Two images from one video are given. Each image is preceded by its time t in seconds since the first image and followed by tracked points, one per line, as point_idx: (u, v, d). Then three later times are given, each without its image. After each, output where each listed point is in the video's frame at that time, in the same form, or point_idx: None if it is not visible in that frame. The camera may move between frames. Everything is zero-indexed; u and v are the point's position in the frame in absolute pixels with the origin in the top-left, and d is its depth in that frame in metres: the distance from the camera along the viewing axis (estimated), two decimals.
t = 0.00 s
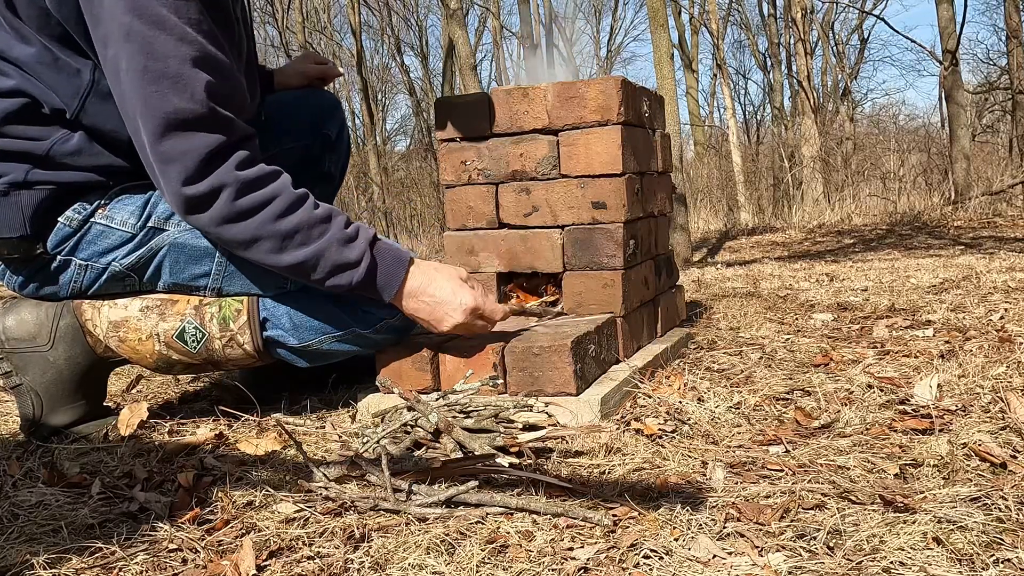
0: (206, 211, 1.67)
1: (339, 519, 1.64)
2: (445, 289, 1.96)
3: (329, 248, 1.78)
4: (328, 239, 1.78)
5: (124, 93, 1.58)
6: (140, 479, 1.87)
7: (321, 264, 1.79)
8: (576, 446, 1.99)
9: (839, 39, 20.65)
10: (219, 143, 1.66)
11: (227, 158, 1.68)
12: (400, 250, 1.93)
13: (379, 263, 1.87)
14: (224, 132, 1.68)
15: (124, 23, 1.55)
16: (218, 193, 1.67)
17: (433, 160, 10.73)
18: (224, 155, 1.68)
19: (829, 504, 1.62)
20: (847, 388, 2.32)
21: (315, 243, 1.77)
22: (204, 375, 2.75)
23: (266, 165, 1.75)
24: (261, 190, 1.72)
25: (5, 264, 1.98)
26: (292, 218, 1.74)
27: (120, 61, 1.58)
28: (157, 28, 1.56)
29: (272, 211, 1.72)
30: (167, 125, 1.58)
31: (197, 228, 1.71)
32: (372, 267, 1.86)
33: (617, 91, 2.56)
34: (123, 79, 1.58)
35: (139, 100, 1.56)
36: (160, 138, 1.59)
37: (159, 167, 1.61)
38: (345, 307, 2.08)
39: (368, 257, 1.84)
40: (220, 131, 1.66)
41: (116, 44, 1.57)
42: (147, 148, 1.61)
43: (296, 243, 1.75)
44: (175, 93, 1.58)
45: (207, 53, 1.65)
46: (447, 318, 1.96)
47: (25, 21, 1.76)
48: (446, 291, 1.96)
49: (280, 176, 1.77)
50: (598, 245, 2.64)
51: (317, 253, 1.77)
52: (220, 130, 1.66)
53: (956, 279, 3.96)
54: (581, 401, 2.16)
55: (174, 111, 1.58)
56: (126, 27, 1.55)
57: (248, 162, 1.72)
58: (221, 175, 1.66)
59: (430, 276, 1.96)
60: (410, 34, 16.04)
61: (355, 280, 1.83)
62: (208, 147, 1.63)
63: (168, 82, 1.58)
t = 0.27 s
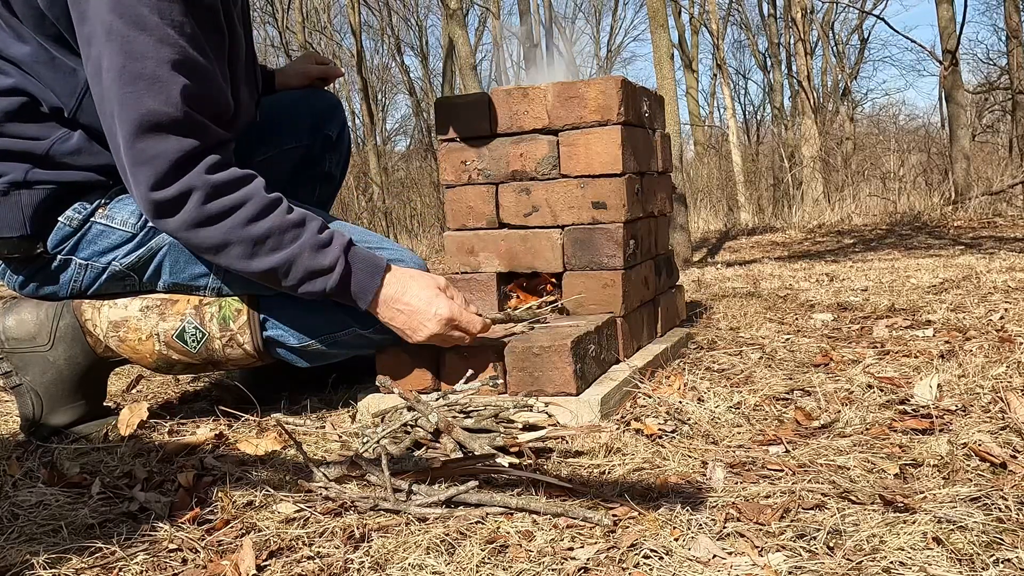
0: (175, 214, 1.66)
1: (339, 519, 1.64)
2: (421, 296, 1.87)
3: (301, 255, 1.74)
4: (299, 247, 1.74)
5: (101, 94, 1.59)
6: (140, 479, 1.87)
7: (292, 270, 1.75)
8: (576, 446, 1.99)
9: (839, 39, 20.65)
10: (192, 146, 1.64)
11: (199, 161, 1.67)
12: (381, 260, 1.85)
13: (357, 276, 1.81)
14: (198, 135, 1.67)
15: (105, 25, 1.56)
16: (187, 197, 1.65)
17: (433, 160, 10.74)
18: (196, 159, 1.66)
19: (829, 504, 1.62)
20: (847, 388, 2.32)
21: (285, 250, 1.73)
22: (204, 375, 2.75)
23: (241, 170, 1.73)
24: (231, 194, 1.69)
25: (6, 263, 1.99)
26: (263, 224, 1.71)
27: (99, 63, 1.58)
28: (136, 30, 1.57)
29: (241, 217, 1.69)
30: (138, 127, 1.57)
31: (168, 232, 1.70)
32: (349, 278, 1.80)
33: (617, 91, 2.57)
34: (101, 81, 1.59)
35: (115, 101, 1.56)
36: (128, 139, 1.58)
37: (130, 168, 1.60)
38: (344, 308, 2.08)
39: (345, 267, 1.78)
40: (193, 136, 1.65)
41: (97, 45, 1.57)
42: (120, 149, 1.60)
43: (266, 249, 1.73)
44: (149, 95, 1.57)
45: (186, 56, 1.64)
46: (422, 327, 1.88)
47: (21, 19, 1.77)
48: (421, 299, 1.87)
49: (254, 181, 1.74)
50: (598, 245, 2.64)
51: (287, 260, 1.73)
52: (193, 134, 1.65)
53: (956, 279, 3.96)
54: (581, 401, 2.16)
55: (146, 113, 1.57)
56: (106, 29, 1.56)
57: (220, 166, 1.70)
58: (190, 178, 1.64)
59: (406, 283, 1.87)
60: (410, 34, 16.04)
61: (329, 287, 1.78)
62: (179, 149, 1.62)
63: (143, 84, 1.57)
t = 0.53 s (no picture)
0: (161, 215, 1.65)
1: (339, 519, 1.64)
2: (404, 296, 1.82)
3: (286, 250, 1.72)
4: (285, 242, 1.73)
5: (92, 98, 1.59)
6: (140, 479, 1.87)
7: (277, 267, 1.73)
8: (576, 446, 1.99)
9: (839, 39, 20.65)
10: (181, 150, 1.64)
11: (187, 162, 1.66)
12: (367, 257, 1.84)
13: (344, 268, 1.79)
14: (185, 139, 1.66)
15: (105, 28, 1.55)
16: (174, 196, 1.64)
17: (433, 160, 10.74)
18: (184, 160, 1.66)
19: (829, 504, 1.62)
20: (847, 388, 2.32)
21: (270, 247, 1.72)
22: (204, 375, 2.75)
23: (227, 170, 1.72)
24: (217, 194, 1.68)
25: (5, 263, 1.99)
26: (250, 219, 1.70)
27: (93, 67, 1.58)
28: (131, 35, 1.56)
29: (228, 213, 1.68)
30: (128, 129, 1.56)
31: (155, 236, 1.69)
32: (336, 272, 1.78)
33: (617, 91, 2.57)
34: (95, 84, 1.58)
35: (106, 105, 1.56)
36: (116, 142, 1.57)
37: (116, 173, 1.59)
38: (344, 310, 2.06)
39: (332, 261, 1.77)
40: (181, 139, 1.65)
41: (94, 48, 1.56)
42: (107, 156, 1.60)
43: (252, 245, 1.71)
44: (141, 100, 1.57)
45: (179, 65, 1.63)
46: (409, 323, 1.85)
47: (23, 19, 1.75)
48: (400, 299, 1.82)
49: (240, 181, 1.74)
50: (598, 245, 2.64)
51: (273, 257, 1.72)
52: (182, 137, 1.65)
53: (956, 279, 3.96)
54: (581, 401, 2.16)
55: (136, 117, 1.56)
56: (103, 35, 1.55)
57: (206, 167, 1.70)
58: (178, 177, 1.63)
59: (388, 285, 1.83)
60: (410, 34, 16.04)
61: (315, 284, 1.76)
62: (168, 153, 1.61)
63: (135, 89, 1.56)
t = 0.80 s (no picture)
0: (226, 206, 1.48)
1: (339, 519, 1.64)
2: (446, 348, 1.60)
3: (347, 261, 1.53)
4: (346, 251, 1.53)
5: (142, 84, 1.44)
6: (140, 479, 1.87)
7: (333, 279, 1.54)
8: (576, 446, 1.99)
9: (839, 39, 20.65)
10: (247, 137, 1.49)
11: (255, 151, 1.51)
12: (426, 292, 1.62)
13: (399, 296, 1.57)
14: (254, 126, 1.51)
15: (144, 20, 1.43)
16: (241, 186, 1.47)
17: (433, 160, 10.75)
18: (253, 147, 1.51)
19: (829, 504, 1.62)
20: (847, 388, 2.32)
21: (331, 256, 1.53)
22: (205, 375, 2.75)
23: (298, 168, 1.57)
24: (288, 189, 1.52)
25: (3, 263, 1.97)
26: (316, 224, 1.52)
27: (136, 55, 1.44)
28: (178, 21, 1.44)
29: (296, 213, 1.50)
30: (192, 113, 1.42)
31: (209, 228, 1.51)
32: (393, 297, 1.56)
33: (617, 91, 2.57)
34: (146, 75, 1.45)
35: (165, 91, 1.43)
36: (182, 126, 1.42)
37: (179, 158, 1.44)
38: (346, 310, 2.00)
39: (391, 283, 1.56)
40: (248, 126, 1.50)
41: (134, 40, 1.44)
42: (167, 137, 1.44)
43: (313, 251, 1.53)
44: (197, 83, 1.43)
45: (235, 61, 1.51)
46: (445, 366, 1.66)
47: (36, 21, 1.74)
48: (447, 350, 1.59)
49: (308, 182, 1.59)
50: (598, 245, 2.64)
51: (332, 266, 1.53)
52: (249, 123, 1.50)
53: (956, 279, 3.96)
54: (581, 401, 2.17)
55: (201, 99, 1.43)
56: (145, 23, 1.43)
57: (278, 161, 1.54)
58: (247, 166, 1.47)
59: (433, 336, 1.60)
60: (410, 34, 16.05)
61: (368, 305, 1.55)
62: (234, 136, 1.46)
63: (189, 71, 1.43)
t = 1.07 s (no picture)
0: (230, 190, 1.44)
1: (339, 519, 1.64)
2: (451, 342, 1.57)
3: (353, 251, 1.49)
4: (352, 242, 1.50)
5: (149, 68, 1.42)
6: (140, 479, 1.87)
7: (340, 269, 1.50)
8: (576, 446, 1.99)
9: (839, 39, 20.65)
10: (255, 122, 1.46)
11: (263, 136, 1.48)
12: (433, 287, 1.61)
13: (405, 291, 1.55)
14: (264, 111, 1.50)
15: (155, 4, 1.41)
16: (247, 170, 1.44)
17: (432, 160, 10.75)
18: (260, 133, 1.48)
19: (829, 504, 1.62)
20: (847, 388, 2.32)
21: (337, 245, 1.49)
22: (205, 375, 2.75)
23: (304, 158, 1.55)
24: (295, 175, 1.50)
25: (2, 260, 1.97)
26: (323, 211, 1.49)
27: (145, 41, 1.43)
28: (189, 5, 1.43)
29: (302, 199, 1.47)
30: (199, 94, 1.40)
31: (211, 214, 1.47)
32: (398, 291, 1.54)
33: (617, 91, 2.57)
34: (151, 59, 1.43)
35: (172, 73, 1.40)
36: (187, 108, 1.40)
37: (184, 139, 1.41)
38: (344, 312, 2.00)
39: (397, 276, 1.54)
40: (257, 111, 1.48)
41: (143, 27, 1.42)
42: (173, 118, 1.41)
43: (318, 239, 1.49)
44: (208, 66, 1.42)
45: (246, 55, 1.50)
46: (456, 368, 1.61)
47: (45, 13, 1.71)
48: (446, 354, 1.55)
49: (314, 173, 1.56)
50: (598, 245, 2.64)
51: (339, 255, 1.49)
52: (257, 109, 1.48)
53: (956, 279, 3.96)
54: (581, 401, 2.17)
55: (209, 82, 1.41)
56: (155, 8, 1.41)
57: (284, 148, 1.52)
58: (253, 150, 1.44)
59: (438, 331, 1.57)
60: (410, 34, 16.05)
61: (372, 299, 1.52)
62: (242, 119, 1.44)
63: (199, 54, 1.42)
